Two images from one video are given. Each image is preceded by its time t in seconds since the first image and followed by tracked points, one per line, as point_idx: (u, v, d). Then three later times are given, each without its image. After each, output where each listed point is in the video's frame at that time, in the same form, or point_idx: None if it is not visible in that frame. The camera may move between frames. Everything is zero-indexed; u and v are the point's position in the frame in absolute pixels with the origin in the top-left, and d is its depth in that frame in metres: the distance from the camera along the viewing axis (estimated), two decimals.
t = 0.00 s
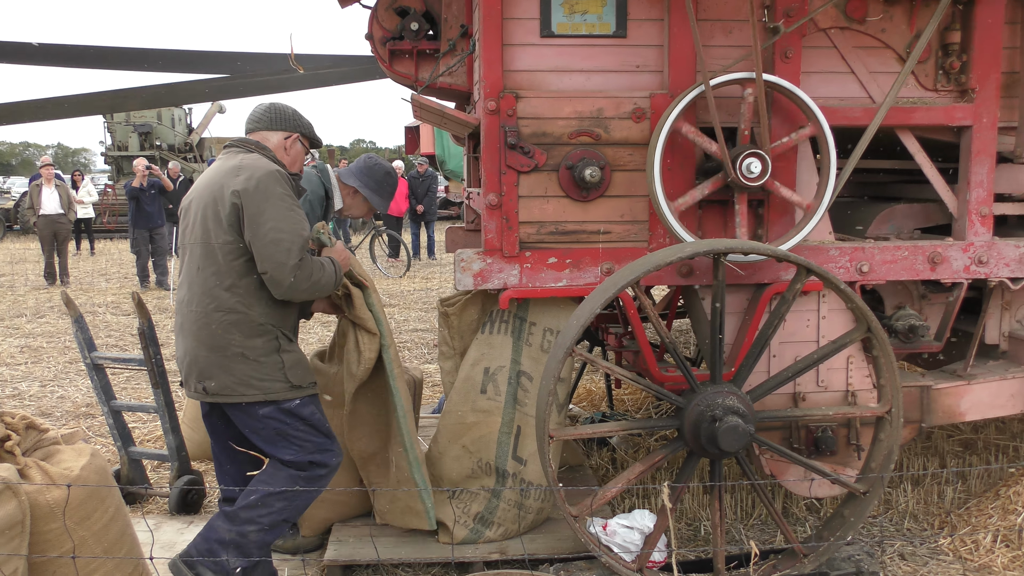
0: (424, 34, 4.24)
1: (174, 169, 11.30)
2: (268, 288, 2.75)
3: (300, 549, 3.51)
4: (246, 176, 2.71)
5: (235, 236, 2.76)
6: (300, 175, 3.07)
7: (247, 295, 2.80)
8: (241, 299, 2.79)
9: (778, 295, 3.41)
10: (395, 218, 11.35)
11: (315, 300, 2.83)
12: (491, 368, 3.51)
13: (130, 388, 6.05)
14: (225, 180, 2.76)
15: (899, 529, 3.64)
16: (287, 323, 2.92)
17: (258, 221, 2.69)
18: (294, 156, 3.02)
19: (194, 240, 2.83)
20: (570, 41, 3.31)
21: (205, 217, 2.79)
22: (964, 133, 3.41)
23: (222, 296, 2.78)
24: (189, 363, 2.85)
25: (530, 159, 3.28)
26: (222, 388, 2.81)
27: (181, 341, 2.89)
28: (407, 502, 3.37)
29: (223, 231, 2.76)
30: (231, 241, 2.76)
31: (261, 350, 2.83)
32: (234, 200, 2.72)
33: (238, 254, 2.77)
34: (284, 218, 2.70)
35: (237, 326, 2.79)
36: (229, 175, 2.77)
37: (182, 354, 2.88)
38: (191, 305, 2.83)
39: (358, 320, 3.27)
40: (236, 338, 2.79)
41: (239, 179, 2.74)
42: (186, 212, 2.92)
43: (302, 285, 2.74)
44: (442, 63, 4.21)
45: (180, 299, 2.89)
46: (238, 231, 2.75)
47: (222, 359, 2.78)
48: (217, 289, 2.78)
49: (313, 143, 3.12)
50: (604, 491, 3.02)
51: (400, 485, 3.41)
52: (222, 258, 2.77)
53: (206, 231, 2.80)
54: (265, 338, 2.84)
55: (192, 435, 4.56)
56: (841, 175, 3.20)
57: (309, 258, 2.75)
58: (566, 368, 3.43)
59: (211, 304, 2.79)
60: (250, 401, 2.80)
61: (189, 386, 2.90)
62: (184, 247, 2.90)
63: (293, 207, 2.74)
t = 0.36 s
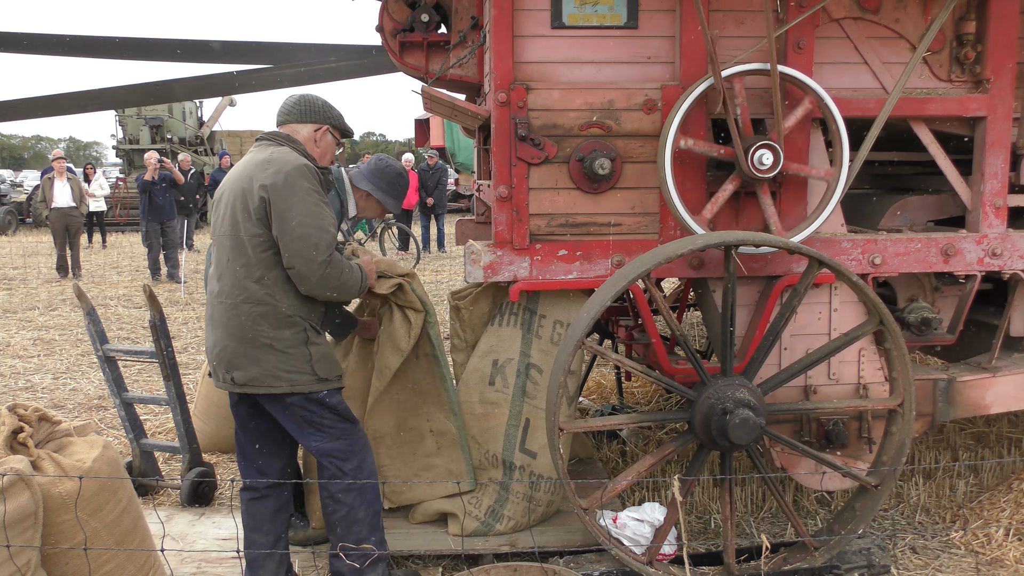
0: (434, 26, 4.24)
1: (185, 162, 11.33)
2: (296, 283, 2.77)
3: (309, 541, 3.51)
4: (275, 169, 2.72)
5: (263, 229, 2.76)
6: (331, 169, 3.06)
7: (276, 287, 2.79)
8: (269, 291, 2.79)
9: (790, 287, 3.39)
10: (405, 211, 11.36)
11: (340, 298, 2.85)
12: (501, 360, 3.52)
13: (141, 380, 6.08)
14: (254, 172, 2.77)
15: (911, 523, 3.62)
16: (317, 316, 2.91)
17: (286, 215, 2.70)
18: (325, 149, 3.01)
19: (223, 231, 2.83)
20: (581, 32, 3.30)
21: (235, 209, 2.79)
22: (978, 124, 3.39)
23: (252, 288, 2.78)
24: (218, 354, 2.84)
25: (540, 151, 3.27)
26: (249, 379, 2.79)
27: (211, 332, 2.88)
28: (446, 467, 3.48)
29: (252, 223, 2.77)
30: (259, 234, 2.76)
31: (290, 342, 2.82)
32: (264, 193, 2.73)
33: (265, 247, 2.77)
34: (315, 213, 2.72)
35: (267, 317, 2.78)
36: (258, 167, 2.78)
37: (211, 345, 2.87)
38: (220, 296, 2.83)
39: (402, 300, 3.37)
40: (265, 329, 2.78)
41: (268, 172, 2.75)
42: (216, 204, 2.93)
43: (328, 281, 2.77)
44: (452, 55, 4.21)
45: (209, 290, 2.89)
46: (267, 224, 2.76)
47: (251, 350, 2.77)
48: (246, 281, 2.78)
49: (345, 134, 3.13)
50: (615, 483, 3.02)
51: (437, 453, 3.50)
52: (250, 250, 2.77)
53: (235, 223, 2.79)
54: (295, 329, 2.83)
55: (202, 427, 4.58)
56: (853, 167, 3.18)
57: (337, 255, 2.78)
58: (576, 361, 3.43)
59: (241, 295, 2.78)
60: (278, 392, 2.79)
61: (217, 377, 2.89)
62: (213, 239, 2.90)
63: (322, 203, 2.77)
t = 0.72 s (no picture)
0: (440, 18, 4.23)
1: (191, 157, 11.34)
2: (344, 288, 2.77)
3: (316, 534, 3.53)
4: (331, 173, 2.74)
5: (319, 232, 2.77)
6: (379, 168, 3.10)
7: (331, 290, 2.81)
8: (325, 295, 2.80)
9: (797, 281, 3.38)
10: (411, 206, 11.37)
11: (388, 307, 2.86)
12: (508, 354, 3.51)
13: (149, 374, 6.10)
14: (310, 176, 2.78)
15: (919, 516, 3.61)
16: (368, 321, 2.94)
17: (341, 220, 2.71)
18: (373, 148, 3.05)
19: (277, 234, 2.84)
20: (588, 24, 3.29)
21: (290, 212, 2.80)
22: (988, 116, 3.37)
23: (308, 292, 2.79)
24: (270, 356, 2.84)
25: (547, 144, 3.26)
26: (302, 382, 2.81)
27: (263, 334, 2.89)
28: (449, 432, 3.47)
29: (308, 227, 2.78)
30: (314, 238, 2.77)
31: (344, 347, 2.84)
32: (320, 196, 2.74)
33: (320, 251, 2.78)
34: (370, 217, 2.74)
35: (322, 322, 2.80)
36: (313, 171, 2.80)
37: (263, 347, 2.88)
38: (275, 299, 2.84)
39: (432, 258, 3.47)
40: (321, 334, 2.81)
41: (324, 175, 2.76)
42: (268, 205, 2.94)
43: (377, 285, 2.76)
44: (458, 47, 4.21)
45: (262, 292, 2.90)
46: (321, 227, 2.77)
47: (306, 354, 2.79)
48: (303, 284, 2.79)
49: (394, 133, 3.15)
50: (622, 477, 3.02)
51: (442, 416, 3.50)
52: (306, 255, 2.78)
53: (290, 226, 2.80)
54: (348, 336, 2.85)
55: (209, 421, 4.59)
56: (862, 160, 3.16)
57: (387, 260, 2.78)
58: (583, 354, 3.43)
59: (297, 298, 2.79)
60: (328, 397, 2.81)
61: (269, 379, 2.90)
62: (266, 241, 2.91)
63: (376, 206, 2.78)
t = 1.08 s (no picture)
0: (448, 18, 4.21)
1: (201, 157, 11.38)
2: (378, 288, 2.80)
3: (325, 534, 3.53)
4: (377, 171, 2.79)
5: (358, 229, 2.81)
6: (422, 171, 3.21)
7: (364, 288, 2.84)
8: (358, 291, 2.83)
9: (808, 281, 3.37)
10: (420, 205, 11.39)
11: (415, 314, 2.88)
12: (518, 354, 3.50)
13: (160, 374, 6.12)
14: (354, 173, 2.83)
15: (930, 517, 3.59)
16: (395, 322, 2.95)
17: (380, 217, 2.74)
18: (419, 152, 3.13)
19: (316, 226, 2.87)
20: (597, 24, 3.28)
21: (330, 205, 2.84)
22: (1000, 114, 3.35)
23: (341, 286, 2.82)
24: (295, 347, 2.87)
25: (556, 144, 3.26)
26: (324, 375, 2.82)
27: (291, 324, 2.91)
28: (457, 420, 3.50)
29: (347, 222, 2.81)
30: (353, 233, 2.81)
31: (370, 345, 2.86)
32: (363, 193, 2.78)
33: (358, 246, 2.81)
34: (407, 217, 2.77)
35: (351, 318, 2.83)
36: (358, 168, 2.84)
37: (290, 336, 2.90)
38: (307, 290, 2.86)
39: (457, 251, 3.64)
40: (347, 330, 2.83)
41: (369, 173, 2.81)
42: (309, 198, 2.98)
43: (410, 286, 2.79)
44: (467, 48, 4.18)
45: (294, 282, 2.92)
46: (361, 224, 2.81)
47: (332, 347, 2.80)
48: (337, 277, 2.82)
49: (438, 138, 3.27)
50: (632, 478, 3.01)
51: (453, 404, 3.54)
52: (343, 248, 2.81)
53: (330, 220, 2.84)
54: (375, 333, 2.87)
55: (219, 421, 4.61)
56: (872, 158, 3.15)
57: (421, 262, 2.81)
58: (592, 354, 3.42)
59: (329, 291, 2.82)
60: (347, 393, 2.82)
61: (292, 368, 2.92)
62: (303, 233, 2.94)
63: (415, 208, 2.81)
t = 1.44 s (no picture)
0: (457, 26, 4.24)
1: (210, 164, 11.43)
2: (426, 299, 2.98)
3: (335, 540, 3.54)
4: (434, 188, 2.92)
5: (408, 239, 2.90)
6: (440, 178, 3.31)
7: (407, 294, 2.91)
8: (403, 298, 2.89)
9: (817, 286, 3.36)
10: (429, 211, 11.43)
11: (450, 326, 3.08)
12: (526, 361, 3.50)
13: (169, 380, 6.14)
14: (407, 184, 2.90)
15: (941, 524, 3.58)
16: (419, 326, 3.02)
17: (440, 236, 2.91)
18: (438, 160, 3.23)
19: (358, 231, 2.86)
20: (605, 30, 3.28)
21: (377, 212, 2.86)
22: (1009, 119, 3.34)
23: (388, 292, 2.84)
24: (331, 351, 2.82)
25: (564, 150, 3.26)
26: (365, 380, 2.81)
27: (322, 327, 2.85)
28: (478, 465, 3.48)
29: (398, 233, 2.87)
30: (403, 245, 2.87)
31: (407, 349, 2.90)
32: (420, 206, 2.89)
33: (407, 258, 2.89)
34: (461, 235, 2.98)
35: (394, 323, 2.86)
36: (409, 179, 2.91)
37: (322, 340, 2.83)
38: (347, 294, 2.83)
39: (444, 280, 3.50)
40: (390, 335, 2.85)
41: (422, 188, 2.91)
42: (340, 202, 2.95)
43: (462, 303, 3.06)
44: (475, 54, 4.23)
45: (325, 285, 2.86)
46: (411, 237, 2.90)
47: (375, 352, 2.81)
48: (383, 283, 2.84)
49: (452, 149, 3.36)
50: (640, 484, 3.00)
51: (466, 453, 3.49)
52: (393, 257, 2.86)
53: (375, 226, 2.85)
54: (411, 338, 2.91)
55: (229, 427, 4.62)
56: (881, 163, 3.14)
57: (470, 278, 3.05)
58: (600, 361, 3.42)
59: (372, 296, 2.83)
60: (387, 398, 2.84)
61: (320, 372, 2.85)
62: (336, 236, 2.90)
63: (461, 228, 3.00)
